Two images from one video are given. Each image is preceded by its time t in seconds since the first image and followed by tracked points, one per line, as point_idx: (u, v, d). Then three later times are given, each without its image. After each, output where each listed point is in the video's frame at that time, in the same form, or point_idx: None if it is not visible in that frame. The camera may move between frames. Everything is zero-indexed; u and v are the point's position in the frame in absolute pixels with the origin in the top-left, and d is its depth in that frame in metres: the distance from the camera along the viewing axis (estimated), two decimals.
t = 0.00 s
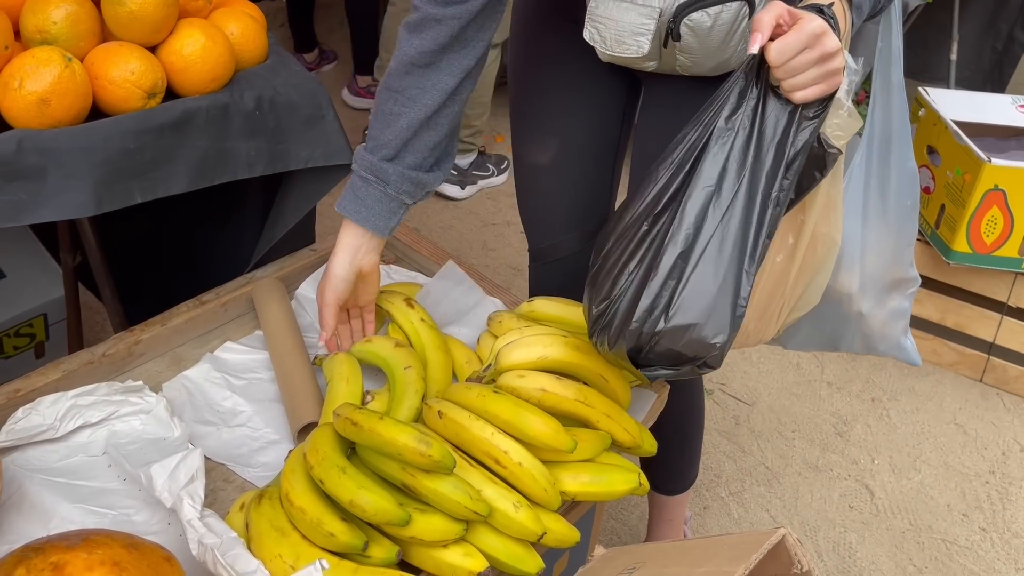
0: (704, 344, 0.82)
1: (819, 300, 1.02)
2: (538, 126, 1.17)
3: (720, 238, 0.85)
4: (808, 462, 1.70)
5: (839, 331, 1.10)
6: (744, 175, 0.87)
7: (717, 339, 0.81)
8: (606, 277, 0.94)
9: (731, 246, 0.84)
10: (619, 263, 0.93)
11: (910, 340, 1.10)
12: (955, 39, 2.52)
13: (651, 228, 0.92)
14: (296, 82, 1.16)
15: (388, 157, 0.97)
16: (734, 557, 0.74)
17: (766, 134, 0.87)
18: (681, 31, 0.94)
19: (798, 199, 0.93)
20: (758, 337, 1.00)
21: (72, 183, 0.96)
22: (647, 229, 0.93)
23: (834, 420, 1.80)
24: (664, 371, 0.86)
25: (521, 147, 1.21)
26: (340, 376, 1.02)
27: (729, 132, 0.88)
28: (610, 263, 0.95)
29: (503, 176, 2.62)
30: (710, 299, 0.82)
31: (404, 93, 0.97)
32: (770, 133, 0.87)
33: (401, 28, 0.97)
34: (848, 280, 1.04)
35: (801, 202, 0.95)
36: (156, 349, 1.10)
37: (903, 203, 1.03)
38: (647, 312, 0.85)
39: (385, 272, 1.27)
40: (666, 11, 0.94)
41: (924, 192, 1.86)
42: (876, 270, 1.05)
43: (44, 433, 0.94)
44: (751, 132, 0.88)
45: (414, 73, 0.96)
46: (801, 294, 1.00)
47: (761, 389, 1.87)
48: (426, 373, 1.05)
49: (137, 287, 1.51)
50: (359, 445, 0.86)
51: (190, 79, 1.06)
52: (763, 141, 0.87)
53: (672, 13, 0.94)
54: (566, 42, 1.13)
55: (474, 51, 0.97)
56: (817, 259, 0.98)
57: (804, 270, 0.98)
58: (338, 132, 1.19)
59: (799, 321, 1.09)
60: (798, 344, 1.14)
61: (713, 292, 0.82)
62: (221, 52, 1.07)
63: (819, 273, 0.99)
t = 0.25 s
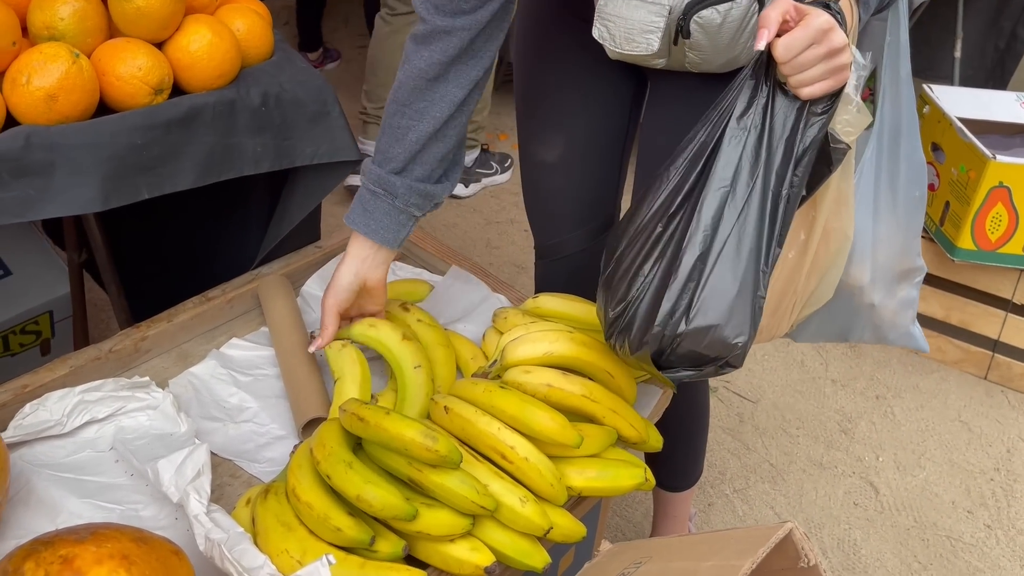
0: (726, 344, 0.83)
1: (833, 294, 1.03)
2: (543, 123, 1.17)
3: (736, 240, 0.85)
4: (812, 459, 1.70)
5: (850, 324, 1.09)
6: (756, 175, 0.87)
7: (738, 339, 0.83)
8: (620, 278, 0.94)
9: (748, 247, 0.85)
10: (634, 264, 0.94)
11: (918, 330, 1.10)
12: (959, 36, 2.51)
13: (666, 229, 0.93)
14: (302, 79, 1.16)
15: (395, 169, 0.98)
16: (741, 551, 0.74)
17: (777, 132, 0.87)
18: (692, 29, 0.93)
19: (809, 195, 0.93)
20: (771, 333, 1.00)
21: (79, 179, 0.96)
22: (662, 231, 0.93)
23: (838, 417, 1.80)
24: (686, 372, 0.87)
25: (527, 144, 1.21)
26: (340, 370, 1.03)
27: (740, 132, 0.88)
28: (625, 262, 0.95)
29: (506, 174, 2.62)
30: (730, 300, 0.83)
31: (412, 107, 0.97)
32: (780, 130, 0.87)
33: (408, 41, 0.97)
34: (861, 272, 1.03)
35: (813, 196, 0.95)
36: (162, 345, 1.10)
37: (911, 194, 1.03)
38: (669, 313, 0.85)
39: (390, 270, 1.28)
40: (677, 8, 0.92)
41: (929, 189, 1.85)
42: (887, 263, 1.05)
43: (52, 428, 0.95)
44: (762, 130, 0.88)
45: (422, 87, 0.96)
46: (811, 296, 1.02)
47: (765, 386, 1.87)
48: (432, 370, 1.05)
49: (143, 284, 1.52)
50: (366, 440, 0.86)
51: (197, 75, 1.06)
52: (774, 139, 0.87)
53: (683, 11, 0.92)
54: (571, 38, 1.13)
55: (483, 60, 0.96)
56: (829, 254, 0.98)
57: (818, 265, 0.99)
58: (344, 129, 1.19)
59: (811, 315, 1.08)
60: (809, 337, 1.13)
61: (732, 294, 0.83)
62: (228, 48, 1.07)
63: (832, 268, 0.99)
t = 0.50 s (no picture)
0: (706, 327, 0.84)
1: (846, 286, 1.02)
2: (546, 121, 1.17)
3: (727, 225, 0.86)
4: (817, 457, 1.70)
5: (860, 316, 1.09)
6: (752, 164, 0.88)
7: (719, 323, 0.84)
8: (620, 261, 0.96)
9: (738, 233, 0.86)
10: (632, 246, 0.96)
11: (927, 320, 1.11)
12: (963, 34, 2.50)
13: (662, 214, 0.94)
14: (308, 79, 1.16)
15: (427, 110, 1.03)
16: (748, 545, 0.74)
17: (776, 121, 0.88)
18: (695, 21, 0.93)
19: (811, 184, 0.92)
20: (779, 322, 1.02)
21: (87, 176, 0.97)
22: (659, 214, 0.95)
23: (843, 416, 1.80)
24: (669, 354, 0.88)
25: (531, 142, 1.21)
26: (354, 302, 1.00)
27: (740, 120, 0.89)
28: (625, 246, 0.97)
29: (510, 173, 2.63)
30: (713, 284, 0.84)
31: (439, 49, 1.05)
32: (780, 120, 0.87)
33: None
34: (873, 265, 1.03)
35: (817, 186, 0.95)
36: (169, 342, 1.10)
37: (917, 181, 1.03)
38: (652, 295, 0.87)
39: (396, 267, 1.28)
40: None
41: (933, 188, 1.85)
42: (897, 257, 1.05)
43: (60, 424, 0.95)
44: (758, 120, 0.88)
45: (450, 28, 1.04)
46: (821, 289, 1.01)
47: (770, 384, 1.87)
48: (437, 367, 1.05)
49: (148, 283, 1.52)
50: (372, 435, 0.87)
51: (203, 73, 1.06)
52: (773, 128, 0.88)
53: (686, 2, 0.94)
54: (577, 37, 1.13)
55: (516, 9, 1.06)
56: (837, 249, 0.98)
57: (827, 257, 0.98)
58: (349, 126, 1.20)
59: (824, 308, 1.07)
60: (819, 330, 1.13)
61: (716, 278, 0.84)
62: (234, 46, 1.07)
63: (842, 262, 0.99)
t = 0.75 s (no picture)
0: (701, 310, 0.86)
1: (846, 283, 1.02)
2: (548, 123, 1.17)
3: (727, 209, 0.88)
4: (820, 459, 1.70)
5: (861, 315, 1.09)
6: (755, 150, 0.90)
7: (714, 307, 0.86)
8: (621, 243, 0.98)
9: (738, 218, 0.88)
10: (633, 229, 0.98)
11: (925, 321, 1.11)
12: (963, 35, 2.50)
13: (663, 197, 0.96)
14: (312, 82, 1.16)
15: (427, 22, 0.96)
16: (753, 546, 0.74)
17: (782, 109, 0.90)
18: (701, 16, 0.93)
19: (813, 175, 0.94)
20: (778, 317, 1.02)
21: (91, 180, 0.97)
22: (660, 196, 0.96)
23: (846, 417, 1.80)
24: (664, 336, 0.90)
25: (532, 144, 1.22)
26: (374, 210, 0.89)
27: (745, 107, 0.91)
28: (627, 228, 0.99)
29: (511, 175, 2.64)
30: (711, 267, 0.86)
31: None
32: (785, 108, 0.89)
33: None
34: (874, 264, 1.03)
35: (818, 177, 0.96)
36: (173, 346, 1.11)
37: (917, 180, 1.03)
38: (650, 277, 0.89)
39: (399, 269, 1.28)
40: None
41: (935, 189, 1.85)
42: (897, 256, 1.05)
43: (65, 427, 0.96)
44: (763, 108, 0.90)
45: None
46: (820, 285, 1.00)
47: (772, 386, 1.87)
48: (438, 369, 1.06)
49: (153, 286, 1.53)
50: (376, 437, 0.87)
51: (207, 77, 1.06)
52: (777, 115, 0.90)
53: None
54: (578, 39, 1.13)
55: None
56: (838, 243, 0.98)
57: (827, 251, 0.98)
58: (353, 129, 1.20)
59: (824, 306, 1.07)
60: (820, 331, 1.12)
61: (715, 262, 0.86)
62: (237, 49, 1.07)
63: (843, 257, 0.99)
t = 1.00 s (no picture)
0: (722, 303, 0.87)
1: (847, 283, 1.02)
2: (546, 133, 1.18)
3: (745, 203, 0.89)
4: (822, 465, 1.70)
5: (858, 318, 1.09)
6: (772, 143, 0.90)
7: (735, 299, 0.86)
8: (637, 239, 0.99)
9: (756, 211, 0.89)
10: (647, 226, 0.98)
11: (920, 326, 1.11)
12: (962, 42, 2.51)
13: (677, 194, 0.97)
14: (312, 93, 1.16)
15: None
16: (752, 556, 0.75)
17: (793, 104, 0.91)
18: (708, 20, 0.94)
19: (821, 171, 0.95)
20: (783, 315, 1.03)
21: (93, 194, 0.97)
22: (675, 193, 0.97)
23: (847, 424, 1.80)
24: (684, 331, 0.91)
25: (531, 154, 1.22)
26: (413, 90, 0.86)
27: (761, 100, 0.92)
28: (640, 226, 1.00)
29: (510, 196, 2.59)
30: (731, 259, 0.87)
31: None
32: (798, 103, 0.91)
33: None
34: (873, 266, 1.04)
35: (826, 175, 0.97)
36: (174, 357, 1.11)
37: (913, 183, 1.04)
38: (670, 272, 0.90)
39: (400, 278, 1.29)
40: None
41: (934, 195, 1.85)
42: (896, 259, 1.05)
43: (67, 439, 0.96)
44: (774, 105, 0.91)
45: None
46: (824, 283, 1.01)
47: (774, 393, 1.87)
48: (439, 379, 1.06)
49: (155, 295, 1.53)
50: (377, 447, 0.87)
51: (206, 90, 1.06)
52: (791, 110, 0.91)
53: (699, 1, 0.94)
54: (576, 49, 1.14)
55: None
56: (842, 240, 0.99)
57: (832, 249, 0.99)
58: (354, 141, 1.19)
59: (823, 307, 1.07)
60: (817, 334, 1.13)
61: (733, 256, 0.87)
62: (237, 63, 1.07)
63: (846, 254, 0.99)
